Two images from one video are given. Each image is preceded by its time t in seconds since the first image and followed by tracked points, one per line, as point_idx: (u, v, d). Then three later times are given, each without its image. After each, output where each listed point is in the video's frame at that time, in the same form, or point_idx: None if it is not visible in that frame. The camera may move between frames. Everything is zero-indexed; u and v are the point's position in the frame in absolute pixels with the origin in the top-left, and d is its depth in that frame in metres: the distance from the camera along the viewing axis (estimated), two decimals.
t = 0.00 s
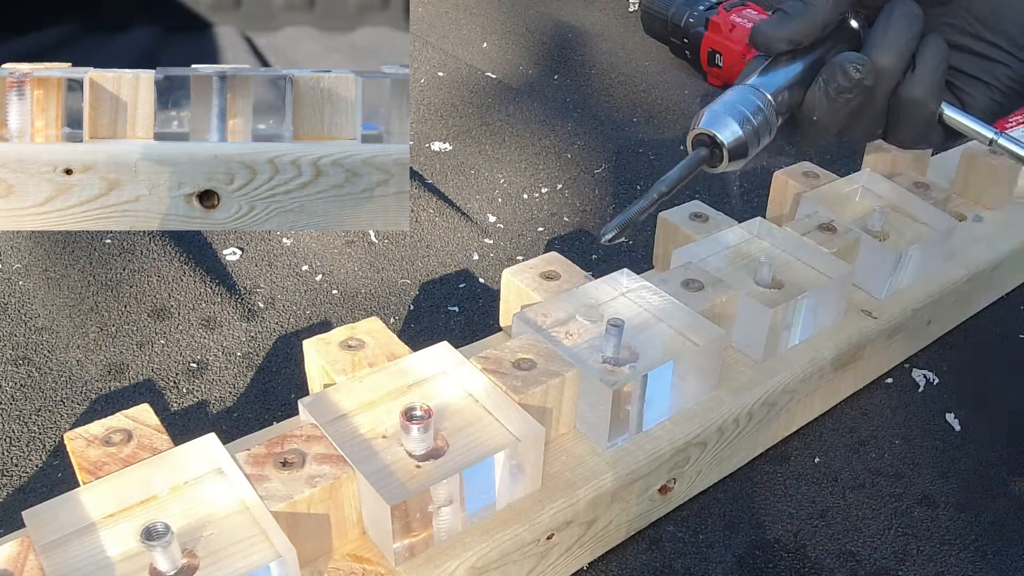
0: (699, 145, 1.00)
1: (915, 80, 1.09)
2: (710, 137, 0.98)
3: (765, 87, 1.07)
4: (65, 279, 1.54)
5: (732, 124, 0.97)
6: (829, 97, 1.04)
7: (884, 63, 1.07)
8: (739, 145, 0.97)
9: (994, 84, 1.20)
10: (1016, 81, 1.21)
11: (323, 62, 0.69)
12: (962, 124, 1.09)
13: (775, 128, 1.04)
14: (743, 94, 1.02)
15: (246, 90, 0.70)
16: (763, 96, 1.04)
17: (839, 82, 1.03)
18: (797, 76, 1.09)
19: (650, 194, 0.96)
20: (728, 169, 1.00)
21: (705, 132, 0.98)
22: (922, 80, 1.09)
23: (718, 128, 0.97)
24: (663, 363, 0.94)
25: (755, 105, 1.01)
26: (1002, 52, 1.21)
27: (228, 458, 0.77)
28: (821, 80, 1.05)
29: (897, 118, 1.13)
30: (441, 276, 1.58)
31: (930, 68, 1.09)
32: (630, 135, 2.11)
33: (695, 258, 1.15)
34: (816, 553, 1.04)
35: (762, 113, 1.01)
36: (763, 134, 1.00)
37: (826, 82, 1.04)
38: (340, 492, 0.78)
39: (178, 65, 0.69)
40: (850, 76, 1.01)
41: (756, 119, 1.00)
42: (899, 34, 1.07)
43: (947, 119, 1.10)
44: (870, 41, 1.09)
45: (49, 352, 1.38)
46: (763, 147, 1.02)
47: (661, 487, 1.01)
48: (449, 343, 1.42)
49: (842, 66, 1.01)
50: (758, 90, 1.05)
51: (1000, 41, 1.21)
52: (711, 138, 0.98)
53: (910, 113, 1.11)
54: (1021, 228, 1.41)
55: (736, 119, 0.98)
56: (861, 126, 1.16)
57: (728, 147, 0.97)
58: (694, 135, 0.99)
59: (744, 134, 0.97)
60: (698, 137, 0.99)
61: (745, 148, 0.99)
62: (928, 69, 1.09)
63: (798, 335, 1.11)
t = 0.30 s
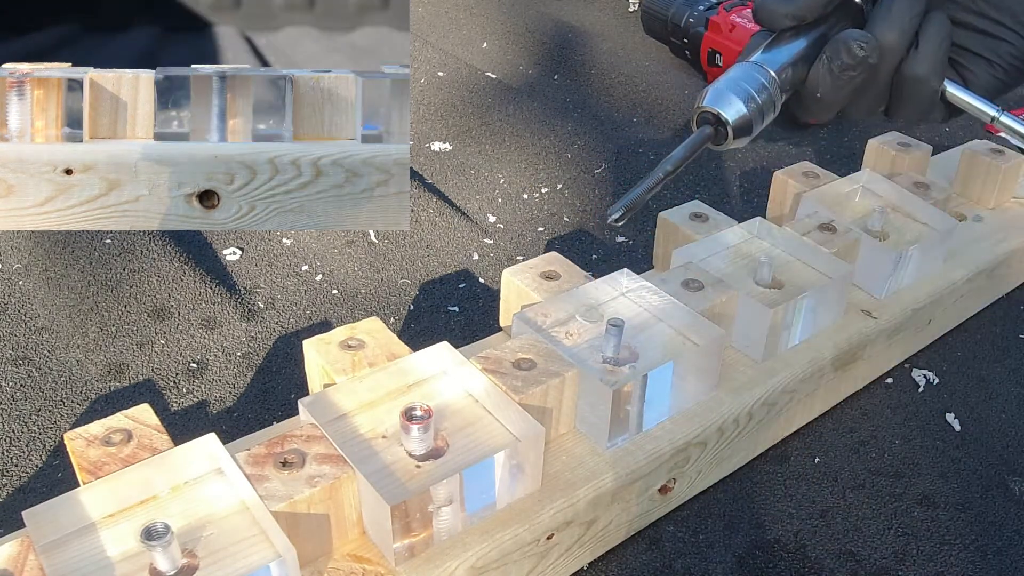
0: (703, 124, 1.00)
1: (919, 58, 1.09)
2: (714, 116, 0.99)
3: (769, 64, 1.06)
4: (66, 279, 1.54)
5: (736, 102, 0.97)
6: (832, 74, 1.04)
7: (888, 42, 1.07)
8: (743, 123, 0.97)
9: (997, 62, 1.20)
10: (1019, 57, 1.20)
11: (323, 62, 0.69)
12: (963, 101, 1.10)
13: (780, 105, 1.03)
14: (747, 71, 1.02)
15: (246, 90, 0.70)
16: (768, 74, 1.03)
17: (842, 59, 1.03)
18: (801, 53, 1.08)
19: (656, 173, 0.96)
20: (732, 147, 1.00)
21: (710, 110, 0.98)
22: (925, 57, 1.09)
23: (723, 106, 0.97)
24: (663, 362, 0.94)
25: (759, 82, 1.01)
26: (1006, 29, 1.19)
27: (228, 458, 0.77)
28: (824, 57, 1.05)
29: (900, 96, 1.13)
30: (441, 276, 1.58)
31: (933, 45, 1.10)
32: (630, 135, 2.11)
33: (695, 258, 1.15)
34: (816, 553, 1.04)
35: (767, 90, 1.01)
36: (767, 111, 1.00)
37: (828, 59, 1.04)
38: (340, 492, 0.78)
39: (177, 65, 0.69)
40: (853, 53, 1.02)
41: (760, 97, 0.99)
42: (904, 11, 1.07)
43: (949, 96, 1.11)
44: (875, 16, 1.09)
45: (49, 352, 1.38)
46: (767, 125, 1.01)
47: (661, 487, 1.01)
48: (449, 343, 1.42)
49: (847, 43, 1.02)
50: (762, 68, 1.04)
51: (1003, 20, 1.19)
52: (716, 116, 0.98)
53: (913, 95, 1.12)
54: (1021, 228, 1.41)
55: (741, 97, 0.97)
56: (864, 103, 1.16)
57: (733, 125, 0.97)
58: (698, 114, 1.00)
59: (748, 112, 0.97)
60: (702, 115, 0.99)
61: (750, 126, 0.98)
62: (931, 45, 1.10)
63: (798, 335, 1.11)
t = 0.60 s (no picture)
0: (719, 112, 1.00)
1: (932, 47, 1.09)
2: (730, 104, 0.99)
3: (784, 51, 1.05)
4: (65, 278, 1.54)
5: (752, 91, 0.97)
6: (847, 63, 1.04)
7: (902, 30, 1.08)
8: (759, 112, 0.98)
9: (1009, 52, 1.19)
10: None
11: (323, 62, 0.69)
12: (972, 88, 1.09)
13: (794, 93, 1.03)
14: (760, 59, 1.01)
15: (246, 90, 0.70)
16: (781, 62, 1.02)
17: (857, 48, 1.03)
18: (816, 41, 1.06)
19: (672, 162, 0.97)
20: (748, 134, 1.00)
21: (726, 99, 0.99)
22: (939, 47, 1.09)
23: (738, 95, 0.97)
24: (663, 362, 0.94)
25: (774, 70, 1.00)
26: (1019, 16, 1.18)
27: (228, 458, 0.77)
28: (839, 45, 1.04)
29: (913, 85, 1.14)
30: (441, 276, 1.58)
31: (948, 34, 1.09)
32: (630, 135, 2.11)
33: (695, 258, 1.15)
34: (816, 553, 1.04)
35: (782, 77, 1.01)
36: (782, 98, 1.00)
37: (844, 49, 1.04)
38: (340, 492, 0.78)
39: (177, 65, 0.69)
40: (869, 43, 1.02)
41: (775, 85, 0.99)
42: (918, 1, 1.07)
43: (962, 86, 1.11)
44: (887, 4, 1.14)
45: (49, 352, 1.38)
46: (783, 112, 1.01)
47: (661, 487, 1.01)
48: (449, 343, 1.42)
49: (862, 33, 1.02)
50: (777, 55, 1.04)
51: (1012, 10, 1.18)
52: (731, 105, 0.98)
53: (925, 85, 1.13)
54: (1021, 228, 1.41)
55: (756, 85, 0.98)
56: (876, 90, 1.16)
57: (749, 114, 0.97)
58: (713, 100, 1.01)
59: (763, 100, 0.98)
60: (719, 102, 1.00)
61: (765, 113, 0.98)
62: (945, 35, 1.09)
63: (798, 335, 1.11)
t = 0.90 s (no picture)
0: (727, 128, 1.00)
1: (940, 61, 1.09)
2: (738, 120, 0.98)
3: (792, 66, 1.04)
4: (65, 278, 1.54)
5: (761, 107, 0.97)
6: (854, 78, 1.04)
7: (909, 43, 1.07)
8: (768, 127, 0.97)
9: (1016, 63, 1.18)
10: None
11: (323, 61, 0.69)
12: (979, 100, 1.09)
13: (803, 107, 1.03)
14: (769, 75, 1.02)
15: (246, 89, 0.70)
16: (790, 77, 1.02)
17: (865, 63, 1.03)
18: (824, 55, 1.06)
19: (683, 180, 0.97)
20: (757, 150, 1.00)
21: (735, 116, 0.98)
22: (947, 61, 1.09)
23: (747, 111, 0.97)
24: (663, 362, 0.94)
25: (782, 86, 1.00)
26: None
27: (228, 458, 0.77)
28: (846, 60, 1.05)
29: (920, 98, 1.14)
30: (441, 276, 1.58)
31: (954, 48, 1.09)
32: (630, 135, 2.11)
33: (695, 258, 1.15)
34: (816, 553, 1.04)
35: (790, 93, 1.00)
36: (790, 114, 1.00)
37: (851, 63, 1.04)
38: (340, 492, 0.78)
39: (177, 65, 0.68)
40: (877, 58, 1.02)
41: (783, 100, 0.99)
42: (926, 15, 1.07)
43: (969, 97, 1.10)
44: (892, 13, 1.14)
45: (49, 352, 1.38)
46: (792, 126, 1.01)
47: (661, 487, 1.01)
48: (449, 343, 1.42)
49: (870, 48, 1.02)
50: (785, 70, 1.03)
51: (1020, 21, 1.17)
52: (741, 121, 0.98)
53: (932, 98, 1.13)
54: (1022, 228, 1.41)
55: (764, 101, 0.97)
56: (882, 102, 1.16)
57: (758, 129, 0.97)
58: (721, 117, 1.00)
59: (772, 116, 0.97)
60: (728, 117, 0.99)
61: (774, 128, 0.98)
62: (952, 50, 1.09)
63: (798, 335, 1.11)
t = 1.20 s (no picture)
0: (715, 112, 0.99)
1: (930, 48, 1.09)
2: (726, 104, 0.98)
3: (781, 49, 1.04)
4: (66, 278, 1.54)
5: (750, 91, 0.97)
6: (845, 63, 1.05)
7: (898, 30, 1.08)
8: (755, 112, 0.97)
9: (1007, 53, 1.18)
10: None
11: (324, 62, 0.69)
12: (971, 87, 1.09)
13: (791, 93, 1.03)
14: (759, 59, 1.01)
15: (246, 90, 0.70)
16: (779, 61, 1.02)
17: (856, 49, 1.03)
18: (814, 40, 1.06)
19: (669, 163, 0.96)
20: (745, 135, 1.00)
21: (723, 100, 0.98)
22: (939, 49, 1.09)
23: (735, 95, 0.97)
24: (663, 362, 0.94)
25: (771, 70, 1.00)
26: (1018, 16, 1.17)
27: (228, 458, 0.77)
28: (837, 46, 1.05)
29: (911, 85, 1.14)
30: (441, 276, 1.58)
31: (947, 36, 1.09)
32: (630, 135, 2.11)
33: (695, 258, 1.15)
34: (816, 554, 1.04)
35: (779, 77, 1.00)
36: (779, 99, 1.00)
37: (842, 48, 1.05)
38: (340, 491, 0.78)
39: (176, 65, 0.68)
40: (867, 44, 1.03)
41: (772, 85, 0.99)
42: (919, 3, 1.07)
43: (959, 86, 1.10)
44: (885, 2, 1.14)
45: (49, 352, 1.38)
46: (780, 111, 1.01)
47: (661, 487, 1.01)
48: (449, 343, 1.42)
49: (860, 34, 1.03)
50: (774, 54, 1.03)
51: (1015, 10, 1.17)
52: (729, 105, 0.98)
53: (923, 86, 1.13)
54: (1022, 228, 1.41)
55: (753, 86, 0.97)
56: (874, 88, 1.17)
57: (747, 113, 0.97)
58: (709, 100, 0.99)
59: (760, 101, 0.97)
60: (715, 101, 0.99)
61: (762, 113, 0.98)
62: (945, 37, 1.09)
63: (798, 335, 1.11)
